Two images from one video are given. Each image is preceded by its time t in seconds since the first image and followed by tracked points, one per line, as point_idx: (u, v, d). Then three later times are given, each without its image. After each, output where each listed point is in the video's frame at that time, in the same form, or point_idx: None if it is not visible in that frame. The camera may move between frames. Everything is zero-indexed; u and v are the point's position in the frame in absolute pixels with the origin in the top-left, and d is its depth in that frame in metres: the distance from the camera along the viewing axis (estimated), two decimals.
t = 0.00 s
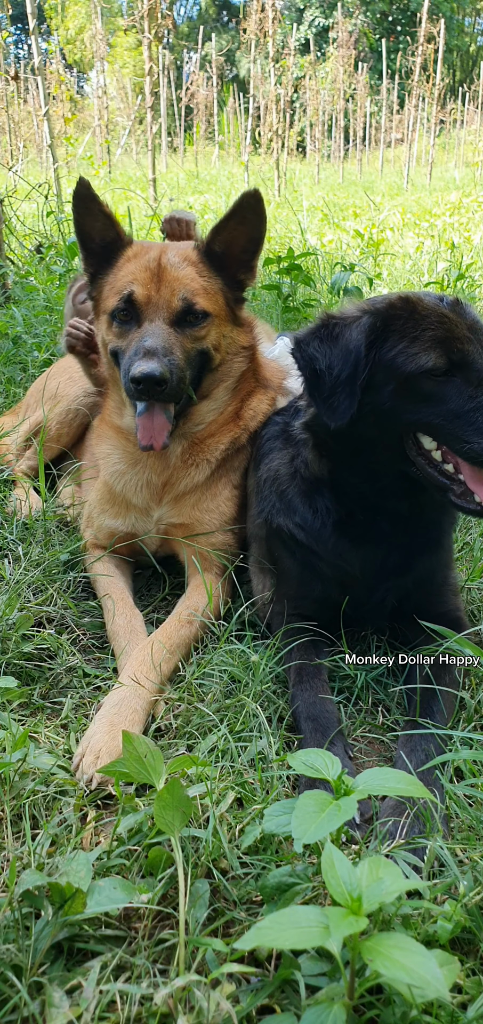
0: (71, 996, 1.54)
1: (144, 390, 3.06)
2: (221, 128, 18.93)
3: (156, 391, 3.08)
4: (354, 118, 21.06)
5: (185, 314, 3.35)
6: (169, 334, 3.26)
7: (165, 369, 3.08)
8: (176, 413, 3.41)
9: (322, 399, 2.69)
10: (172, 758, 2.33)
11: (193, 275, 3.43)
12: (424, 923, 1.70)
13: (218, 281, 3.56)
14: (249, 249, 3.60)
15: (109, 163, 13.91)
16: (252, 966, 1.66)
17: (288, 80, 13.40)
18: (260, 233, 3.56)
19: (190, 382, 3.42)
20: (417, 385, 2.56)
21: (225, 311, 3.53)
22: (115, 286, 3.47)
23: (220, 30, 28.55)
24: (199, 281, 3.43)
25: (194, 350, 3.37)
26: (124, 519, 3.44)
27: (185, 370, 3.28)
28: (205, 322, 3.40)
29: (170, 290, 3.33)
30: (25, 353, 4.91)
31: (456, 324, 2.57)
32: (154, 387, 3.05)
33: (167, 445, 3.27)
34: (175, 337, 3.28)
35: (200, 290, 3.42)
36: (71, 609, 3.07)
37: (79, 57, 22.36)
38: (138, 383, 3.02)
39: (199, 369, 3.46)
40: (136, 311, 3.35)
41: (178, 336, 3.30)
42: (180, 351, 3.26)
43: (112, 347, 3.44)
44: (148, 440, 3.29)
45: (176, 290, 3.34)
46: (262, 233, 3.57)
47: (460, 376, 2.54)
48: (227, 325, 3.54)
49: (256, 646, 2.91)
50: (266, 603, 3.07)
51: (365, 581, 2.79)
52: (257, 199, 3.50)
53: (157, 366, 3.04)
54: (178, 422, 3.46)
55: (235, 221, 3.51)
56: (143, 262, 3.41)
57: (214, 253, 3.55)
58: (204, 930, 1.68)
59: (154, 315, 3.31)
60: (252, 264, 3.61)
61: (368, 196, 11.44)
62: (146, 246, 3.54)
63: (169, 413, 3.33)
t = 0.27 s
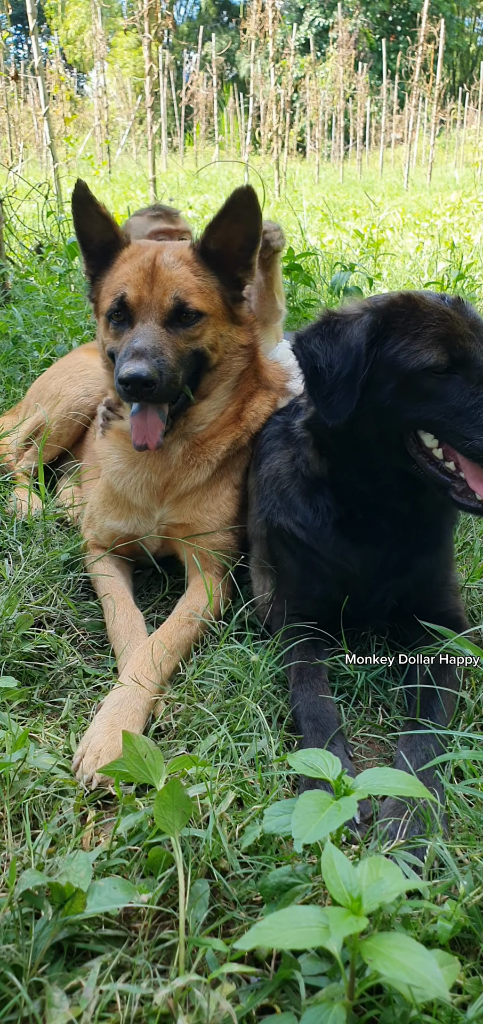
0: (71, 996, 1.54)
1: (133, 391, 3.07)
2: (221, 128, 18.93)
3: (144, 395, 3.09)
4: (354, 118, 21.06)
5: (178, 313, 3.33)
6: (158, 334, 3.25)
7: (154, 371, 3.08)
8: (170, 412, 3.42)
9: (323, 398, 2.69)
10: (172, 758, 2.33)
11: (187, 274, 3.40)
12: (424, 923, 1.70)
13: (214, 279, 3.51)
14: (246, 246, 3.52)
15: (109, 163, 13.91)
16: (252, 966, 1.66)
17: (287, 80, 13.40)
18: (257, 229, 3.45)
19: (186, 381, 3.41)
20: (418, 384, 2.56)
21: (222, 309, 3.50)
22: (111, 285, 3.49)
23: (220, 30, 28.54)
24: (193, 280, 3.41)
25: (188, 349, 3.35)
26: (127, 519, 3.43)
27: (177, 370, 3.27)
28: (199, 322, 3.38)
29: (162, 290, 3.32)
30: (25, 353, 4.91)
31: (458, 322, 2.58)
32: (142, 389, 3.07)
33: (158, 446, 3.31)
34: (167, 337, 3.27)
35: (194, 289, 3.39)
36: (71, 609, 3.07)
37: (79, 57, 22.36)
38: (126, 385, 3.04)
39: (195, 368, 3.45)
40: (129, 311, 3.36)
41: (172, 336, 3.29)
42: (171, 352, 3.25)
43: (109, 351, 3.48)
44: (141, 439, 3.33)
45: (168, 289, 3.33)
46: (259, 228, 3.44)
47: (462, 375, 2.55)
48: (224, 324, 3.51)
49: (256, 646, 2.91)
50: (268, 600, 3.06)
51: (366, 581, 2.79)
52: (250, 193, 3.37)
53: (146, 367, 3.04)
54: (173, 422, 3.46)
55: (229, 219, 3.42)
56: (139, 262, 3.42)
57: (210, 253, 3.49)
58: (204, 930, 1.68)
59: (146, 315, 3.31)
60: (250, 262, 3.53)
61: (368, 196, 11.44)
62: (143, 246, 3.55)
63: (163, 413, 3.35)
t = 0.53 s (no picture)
0: (71, 996, 1.54)
1: (96, 388, 3.11)
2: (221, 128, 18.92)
3: (107, 389, 3.11)
4: (354, 118, 21.06)
5: (152, 310, 3.30)
6: (131, 329, 3.24)
7: (120, 366, 3.09)
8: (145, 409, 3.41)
9: (325, 397, 2.68)
10: (172, 758, 2.33)
11: (166, 272, 3.37)
12: (424, 923, 1.70)
13: (196, 278, 3.44)
14: (233, 248, 3.43)
15: (109, 163, 13.90)
16: (252, 966, 1.66)
17: (288, 80, 13.41)
18: (242, 229, 3.36)
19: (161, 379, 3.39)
20: (420, 382, 2.57)
21: (203, 308, 3.44)
22: (95, 283, 3.52)
23: (220, 30, 28.54)
24: (171, 279, 3.37)
25: (161, 347, 3.31)
26: (127, 518, 3.44)
27: (147, 369, 3.23)
28: (177, 320, 3.34)
29: (137, 287, 3.32)
30: (25, 353, 4.92)
31: (461, 322, 2.58)
32: (102, 384, 3.08)
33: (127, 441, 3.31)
34: (139, 334, 3.24)
35: (171, 287, 3.35)
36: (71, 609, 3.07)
37: (79, 57, 22.36)
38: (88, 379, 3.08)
39: (172, 368, 3.42)
40: (105, 308, 3.38)
41: (147, 334, 3.27)
42: (141, 347, 3.22)
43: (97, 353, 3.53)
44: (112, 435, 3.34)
45: (143, 287, 3.31)
46: (244, 229, 3.36)
47: (464, 374, 2.55)
48: (206, 323, 3.46)
49: (256, 646, 2.91)
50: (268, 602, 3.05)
51: (366, 581, 2.79)
52: (232, 195, 3.29)
53: (107, 361, 3.07)
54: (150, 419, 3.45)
55: (212, 221, 3.36)
56: (121, 261, 3.42)
57: (194, 254, 3.43)
58: (205, 930, 1.68)
59: (120, 312, 3.32)
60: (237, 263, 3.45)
61: (369, 196, 11.44)
62: (127, 245, 3.55)
63: (134, 408, 3.34)
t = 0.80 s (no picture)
0: (71, 996, 1.54)
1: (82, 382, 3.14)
2: (221, 128, 18.91)
3: (93, 385, 3.13)
4: (354, 118, 21.05)
5: (145, 310, 3.30)
6: (122, 328, 3.25)
7: (106, 363, 3.11)
8: (136, 407, 3.41)
9: (322, 398, 2.69)
10: (172, 758, 2.33)
11: (162, 272, 3.38)
12: (424, 923, 1.70)
13: (194, 280, 3.44)
14: (233, 254, 3.43)
15: (109, 163, 13.90)
16: (252, 966, 1.65)
17: (287, 80, 13.40)
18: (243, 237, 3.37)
19: (153, 376, 3.39)
20: (418, 383, 2.56)
21: (199, 311, 3.44)
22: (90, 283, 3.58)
23: (220, 30, 28.53)
24: (166, 278, 3.37)
25: (154, 346, 3.31)
26: (128, 518, 3.44)
27: (135, 367, 3.22)
28: (170, 320, 3.34)
29: (131, 285, 3.33)
30: (25, 353, 4.92)
31: (459, 323, 2.58)
32: (89, 380, 3.11)
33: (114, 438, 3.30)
34: (130, 333, 3.25)
35: (166, 287, 3.35)
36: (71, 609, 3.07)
37: (79, 57, 22.35)
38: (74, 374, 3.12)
39: (164, 367, 3.42)
40: (100, 305, 3.41)
41: (139, 333, 3.28)
42: (130, 346, 3.22)
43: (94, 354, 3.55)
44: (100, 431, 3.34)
45: (138, 285, 3.33)
46: (245, 235, 3.36)
47: (462, 374, 2.55)
48: (201, 324, 3.45)
49: (256, 646, 2.91)
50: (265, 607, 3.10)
51: (365, 581, 2.79)
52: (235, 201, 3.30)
53: (95, 358, 3.10)
54: (142, 417, 3.45)
55: (214, 226, 3.36)
56: (117, 261, 3.44)
57: (194, 257, 3.42)
58: (205, 930, 1.67)
59: (113, 308, 3.34)
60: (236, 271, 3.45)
61: (369, 196, 11.44)
62: (125, 244, 3.57)
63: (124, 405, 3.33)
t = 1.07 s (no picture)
0: (71, 996, 1.54)
1: (77, 383, 3.15)
2: (221, 128, 18.91)
3: (87, 386, 3.14)
4: (354, 118, 21.05)
5: (142, 310, 3.30)
6: (119, 328, 3.26)
7: (101, 365, 3.12)
8: (132, 408, 3.39)
9: (330, 395, 2.68)
10: (172, 758, 2.33)
11: (160, 273, 3.38)
12: (424, 923, 1.70)
13: (190, 283, 3.44)
14: (231, 261, 3.44)
15: (109, 163, 13.90)
16: (252, 966, 1.65)
17: (287, 80, 13.40)
18: (243, 243, 3.39)
19: (149, 377, 3.39)
20: (426, 382, 2.58)
21: (195, 313, 3.44)
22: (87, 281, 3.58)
23: (220, 30, 28.53)
24: (163, 280, 3.37)
25: (150, 347, 3.31)
26: (126, 518, 3.45)
27: (131, 368, 3.23)
28: (167, 320, 3.34)
29: (128, 286, 3.33)
30: (25, 353, 4.92)
31: (466, 324, 2.60)
32: (83, 381, 3.12)
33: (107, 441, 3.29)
34: (126, 333, 3.25)
35: (163, 288, 3.35)
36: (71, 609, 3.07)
37: (79, 57, 22.36)
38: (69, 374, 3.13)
39: (161, 368, 3.41)
40: (95, 305, 3.41)
41: (136, 333, 3.28)
42: (126, 346, 3.23)
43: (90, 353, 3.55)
44: (93, 432, 3.32)
45: (134, 286, 3.32)
46: (245, 242, 3.38)
47: (470, 374, 2.57)
48: (197, 327, 3.45)
49: (256, 646, 2.91)
50: (263, 610, 3.11)
51: (365, 581, 2.79)
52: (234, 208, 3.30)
53: (90, 358, 3.11)
54: (138, 418, 3.45)
55: (213, 232, 3.37)
56: (114, 261, 3.44)
57: (193, 262, 3.42)
58: (204, 930, 1.68)
59: (109, 309, 3.34)
60: (234, 275, 3.45)
61: (369, 196, 11.44)
62: (123, 244, 3.57)
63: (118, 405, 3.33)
